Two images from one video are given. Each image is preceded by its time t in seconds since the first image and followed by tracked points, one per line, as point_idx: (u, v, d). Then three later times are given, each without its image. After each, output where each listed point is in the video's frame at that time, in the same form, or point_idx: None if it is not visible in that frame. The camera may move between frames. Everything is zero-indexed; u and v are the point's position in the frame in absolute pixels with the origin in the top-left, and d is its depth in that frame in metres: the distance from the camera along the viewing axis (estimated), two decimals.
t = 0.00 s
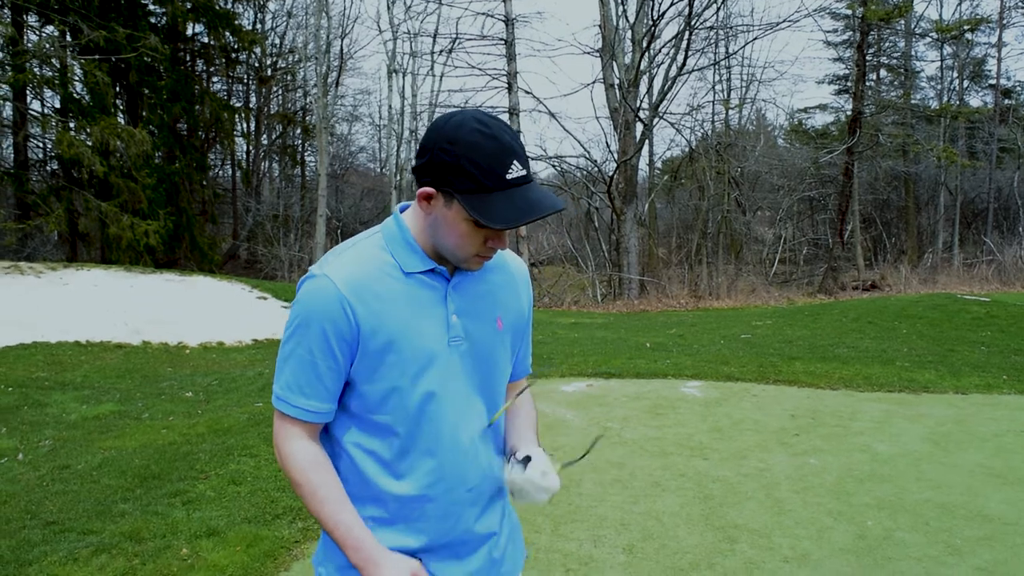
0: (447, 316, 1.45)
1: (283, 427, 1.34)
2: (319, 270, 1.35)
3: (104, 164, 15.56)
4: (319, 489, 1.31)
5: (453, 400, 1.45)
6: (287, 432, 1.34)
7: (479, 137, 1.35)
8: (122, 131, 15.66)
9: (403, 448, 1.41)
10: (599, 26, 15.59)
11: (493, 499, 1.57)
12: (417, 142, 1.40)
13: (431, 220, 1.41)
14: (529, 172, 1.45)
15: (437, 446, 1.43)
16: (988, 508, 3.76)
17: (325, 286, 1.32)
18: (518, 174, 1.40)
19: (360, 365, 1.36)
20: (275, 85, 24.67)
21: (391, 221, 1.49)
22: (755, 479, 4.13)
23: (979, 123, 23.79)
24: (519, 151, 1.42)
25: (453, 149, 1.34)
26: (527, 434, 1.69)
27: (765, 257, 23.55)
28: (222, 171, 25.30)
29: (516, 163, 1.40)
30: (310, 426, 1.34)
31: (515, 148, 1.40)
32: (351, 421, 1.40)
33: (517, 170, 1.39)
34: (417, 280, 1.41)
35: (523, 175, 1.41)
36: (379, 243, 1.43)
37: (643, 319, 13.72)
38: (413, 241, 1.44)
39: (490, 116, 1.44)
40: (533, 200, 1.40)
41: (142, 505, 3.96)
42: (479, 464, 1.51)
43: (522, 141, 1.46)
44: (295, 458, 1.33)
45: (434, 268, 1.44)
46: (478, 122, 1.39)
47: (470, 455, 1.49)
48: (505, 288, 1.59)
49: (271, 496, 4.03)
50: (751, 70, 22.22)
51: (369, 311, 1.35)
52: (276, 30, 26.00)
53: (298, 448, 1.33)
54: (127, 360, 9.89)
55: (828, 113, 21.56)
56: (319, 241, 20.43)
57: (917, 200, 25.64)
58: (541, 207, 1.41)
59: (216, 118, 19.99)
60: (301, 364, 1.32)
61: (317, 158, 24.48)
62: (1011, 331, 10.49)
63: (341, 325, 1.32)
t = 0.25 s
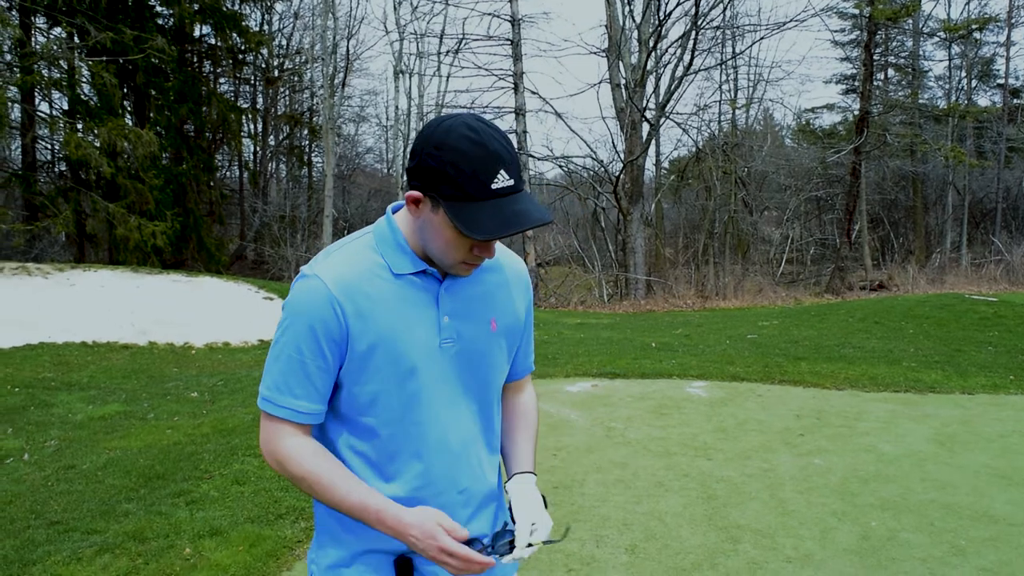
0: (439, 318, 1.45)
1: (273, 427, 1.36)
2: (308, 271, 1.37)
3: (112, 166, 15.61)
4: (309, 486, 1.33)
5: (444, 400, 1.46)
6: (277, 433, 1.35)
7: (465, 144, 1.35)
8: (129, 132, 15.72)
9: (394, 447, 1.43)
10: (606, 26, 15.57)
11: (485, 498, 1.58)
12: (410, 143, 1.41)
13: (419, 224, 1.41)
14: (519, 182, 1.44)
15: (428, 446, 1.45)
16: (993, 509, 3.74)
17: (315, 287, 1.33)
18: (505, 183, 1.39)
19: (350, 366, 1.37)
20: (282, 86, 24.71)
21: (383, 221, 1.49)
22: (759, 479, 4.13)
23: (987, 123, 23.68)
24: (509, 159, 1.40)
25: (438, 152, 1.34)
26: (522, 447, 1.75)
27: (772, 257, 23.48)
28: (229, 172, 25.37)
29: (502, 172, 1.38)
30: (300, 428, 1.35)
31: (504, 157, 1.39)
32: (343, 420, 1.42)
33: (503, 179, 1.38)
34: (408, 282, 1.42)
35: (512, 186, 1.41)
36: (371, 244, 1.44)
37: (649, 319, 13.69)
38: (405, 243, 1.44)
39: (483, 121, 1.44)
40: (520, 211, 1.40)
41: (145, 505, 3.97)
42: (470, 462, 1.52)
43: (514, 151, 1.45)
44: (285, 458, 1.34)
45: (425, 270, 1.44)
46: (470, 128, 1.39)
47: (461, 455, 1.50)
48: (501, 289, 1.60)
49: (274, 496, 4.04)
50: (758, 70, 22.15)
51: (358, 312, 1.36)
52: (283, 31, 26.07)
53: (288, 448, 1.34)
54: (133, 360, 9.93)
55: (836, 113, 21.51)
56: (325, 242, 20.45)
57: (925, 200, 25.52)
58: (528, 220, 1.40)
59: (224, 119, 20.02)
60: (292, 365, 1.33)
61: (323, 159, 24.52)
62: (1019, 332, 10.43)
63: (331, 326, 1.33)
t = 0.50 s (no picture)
0: (432, 322, 1.46)
1: (268, 433, 1.36)
2: (299, 276, 1.37)
3: (114, 164, 15.61)
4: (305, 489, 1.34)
5: (437, 402, 1.47)
6: (272, 438, 1.36)
7: (469, 164, 1.33)
8: (131, 131, 15.71)
9: (389, 451, 1.44)
10: (608, 25, 15.58)
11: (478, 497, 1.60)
12: (411, 147, 1.38)
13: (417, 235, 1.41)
14: (520, 203, 1.44)
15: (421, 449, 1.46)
16: (992, 510, 3.74)
17: (307, 293, 1.34)
18: (507, 206, 1.39)
19: (344, 371, 1.38)
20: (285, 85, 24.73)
21: (375, 224, 1.49)
22: (758, 480, 4.13)
23: (990, 124, 23.64)
24: (511, 181, 1.39)
25: (442, 167, 1.33)
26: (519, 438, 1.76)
27: (775, 257, 23.46)
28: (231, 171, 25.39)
29: (505, 195, 1.38)
30: (295, 433, 1.36)
31: (506, 178, 1.38)
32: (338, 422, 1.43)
33: (505, 203, 1.38)
34: (400, 286, 1.42)
35: (512, 208, 1.40)
36: (361, 248, 1.44)
37: (651, 319, 13.68)
38: (397, 247, 1.44)
39: (490, 137, 1.42)
40: (519, 234, 1.40)
41: (144, 503, 3.98)
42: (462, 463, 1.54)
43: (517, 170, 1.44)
44: (282, 464, 1.35)
45: (417, 275, 1.45)
46: (473, 144, 1.37)
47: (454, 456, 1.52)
48: (490, 289, 1.61)
49: (272, 494, 4.05)
50: (761, 70, 22.14)
51: (352, 318, 1.36)
52: (286, 31, 26.09)
53: (284, 454, 1.35)
54: (134, 359, 9.94)
55: (838, 113, 21.50)
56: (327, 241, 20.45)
57: (928, 201, 25.48)
58: (526, 243, 1.41)
59: (226, 118, 20.02)
60: (286, 372, 1.34)
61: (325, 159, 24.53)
62: (1020, 332, 10.42)
63: (324, 332, 1.34)
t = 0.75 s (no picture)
0: (426, 311, 1.46)
1: (263, 428, 1.35)
2: (290, 269, 1.35)
3: (112, 152, 15.55)
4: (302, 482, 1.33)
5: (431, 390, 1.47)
6: (268, 432, 1.35)
7: (486, 157, 1.30)
8: (129, 118, 15.64)
9: (385, 441, 1.45)
10: (607, 9, 15.48)
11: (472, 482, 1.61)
12: (404, 151, 1.32)
13: (439, 237, 1.38)
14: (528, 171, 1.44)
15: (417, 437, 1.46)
16: (989, 490, 3.75)
17: (299, 287, 1.32)
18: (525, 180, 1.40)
19: (338, 364, 1.37)
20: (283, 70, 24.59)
21: (365, 213, 1.47)
22: (756, 462, 4.14)
23: (991, 106, 23.54)
24: (519, 158, 1.38)
25: (461, 168, 1.28)
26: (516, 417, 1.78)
27: (775, 241, 23.45)
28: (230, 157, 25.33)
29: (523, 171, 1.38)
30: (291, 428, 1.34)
31: (516, 154, 1.36)
32: (334, 413, 1.42)
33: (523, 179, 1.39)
34: (394, 279, 1.41)
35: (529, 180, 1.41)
36: (353, 238, 1.42)
37: (650, 302, 13.68)
38: (389, 237, 1.42)
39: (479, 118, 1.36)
40: (545, 202, 1.43)
41: (144, 487, 4.00)
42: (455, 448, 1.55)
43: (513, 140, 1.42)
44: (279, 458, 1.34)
45: (412, 265, 1.43)
46: (473, 129, 1.32)
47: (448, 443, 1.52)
48: (482, 274, 1.60)
49: (271, 478, 4.06)
50: (761, 52, 22.03)
51: (346, 310, 1.35)
52: (283, 16, 25.92)
53: (281, 447, 1.34)
54: (134, 345, 9.95)
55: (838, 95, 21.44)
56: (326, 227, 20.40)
57: (928, 183, 25.43)
58: (552, 210, 1.45)
59: (224, 104, 19.91)
60: (280, 367, 1.33)
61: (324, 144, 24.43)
62: (1020, 314, 10.41)
63: (318, 326, 1.32)
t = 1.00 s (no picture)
0: (426, 302, 1.45)
1: (264, 420, 1.35)
2: (288, 261, 1.34)
3: (111, 140, 15.49)
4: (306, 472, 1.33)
5: (430, 381, 1.47)
6: (268, 425, 1.34)
7: (479, 134, 1.30)
8: (128, 106, 15.55)
9: (385, 432, 1.44)
10: None
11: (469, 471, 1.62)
12: (394, 139, 1.32)
13: (440, 221, 1.37)
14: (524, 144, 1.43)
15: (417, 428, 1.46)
16: (987, 477, 3.76)
17: (298, 279, 1.31)
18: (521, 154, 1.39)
19: (338, 356, 1.36)
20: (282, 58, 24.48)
21: (363, 204, 1.46)
22: (754, 449, 4.15)
23: (991, 94, 23.48)
24: (513, 133, 1.37)
25: (455, 147, 1.28)
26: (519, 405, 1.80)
27: (775, 229, 23.43)
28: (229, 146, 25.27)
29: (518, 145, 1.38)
30: (292, 421, 1.34)
31: (510, 128, 1.36)
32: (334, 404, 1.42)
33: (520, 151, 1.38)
34: (393, 270, 1.40)
35: (525, 152, 1.40)
36: (351, 229, 1.41)
37: (650, 290, 13.68)
38: (388, 228, 1.41)
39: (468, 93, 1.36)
40: (545, 176, 1.42)
41: (142, 477, 4.01)
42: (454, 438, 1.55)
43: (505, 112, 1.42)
44: (280, 449, 1.34)
45: (411, 255, 1.43)
46: (464, 107, 1.32)
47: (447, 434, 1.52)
48: (480, 263, 1.60)
49: (270, 467, 4.07)
50: (763, 39, 21.91)
51: (345, 302, 1.34)
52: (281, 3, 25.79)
53: (282, 439, 1.34)
54: (134, 334, 9.95)
55: (839, 83, 21.40)
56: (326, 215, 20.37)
57: (928, 171, 25.37)
58: (551, 181, 1.43)
59: (223, 93, 19.82)
60: (280, 359, 1.32)
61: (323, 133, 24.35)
62: (1019, 302, 10.41)
63: (317, 318, 1.31)
